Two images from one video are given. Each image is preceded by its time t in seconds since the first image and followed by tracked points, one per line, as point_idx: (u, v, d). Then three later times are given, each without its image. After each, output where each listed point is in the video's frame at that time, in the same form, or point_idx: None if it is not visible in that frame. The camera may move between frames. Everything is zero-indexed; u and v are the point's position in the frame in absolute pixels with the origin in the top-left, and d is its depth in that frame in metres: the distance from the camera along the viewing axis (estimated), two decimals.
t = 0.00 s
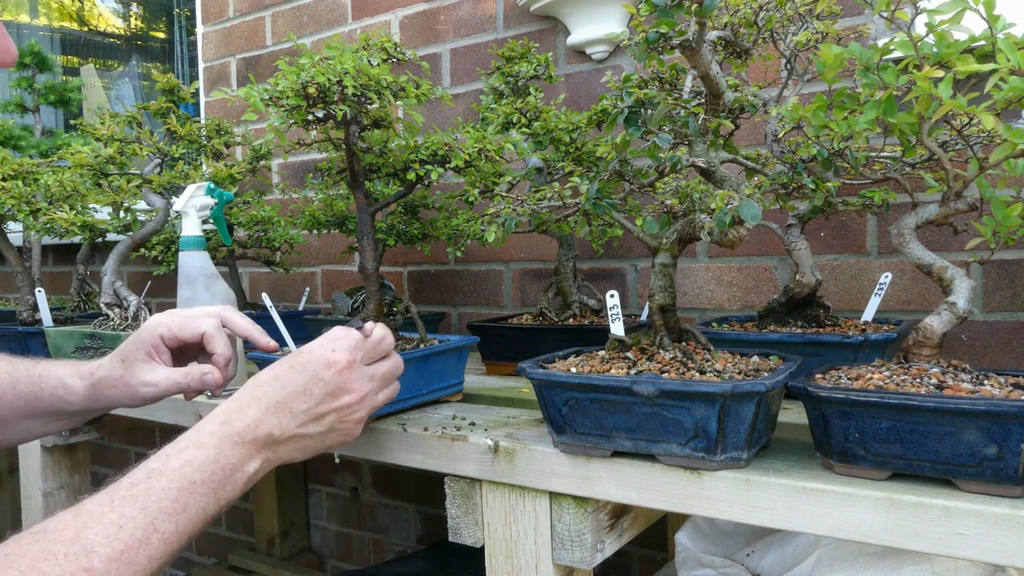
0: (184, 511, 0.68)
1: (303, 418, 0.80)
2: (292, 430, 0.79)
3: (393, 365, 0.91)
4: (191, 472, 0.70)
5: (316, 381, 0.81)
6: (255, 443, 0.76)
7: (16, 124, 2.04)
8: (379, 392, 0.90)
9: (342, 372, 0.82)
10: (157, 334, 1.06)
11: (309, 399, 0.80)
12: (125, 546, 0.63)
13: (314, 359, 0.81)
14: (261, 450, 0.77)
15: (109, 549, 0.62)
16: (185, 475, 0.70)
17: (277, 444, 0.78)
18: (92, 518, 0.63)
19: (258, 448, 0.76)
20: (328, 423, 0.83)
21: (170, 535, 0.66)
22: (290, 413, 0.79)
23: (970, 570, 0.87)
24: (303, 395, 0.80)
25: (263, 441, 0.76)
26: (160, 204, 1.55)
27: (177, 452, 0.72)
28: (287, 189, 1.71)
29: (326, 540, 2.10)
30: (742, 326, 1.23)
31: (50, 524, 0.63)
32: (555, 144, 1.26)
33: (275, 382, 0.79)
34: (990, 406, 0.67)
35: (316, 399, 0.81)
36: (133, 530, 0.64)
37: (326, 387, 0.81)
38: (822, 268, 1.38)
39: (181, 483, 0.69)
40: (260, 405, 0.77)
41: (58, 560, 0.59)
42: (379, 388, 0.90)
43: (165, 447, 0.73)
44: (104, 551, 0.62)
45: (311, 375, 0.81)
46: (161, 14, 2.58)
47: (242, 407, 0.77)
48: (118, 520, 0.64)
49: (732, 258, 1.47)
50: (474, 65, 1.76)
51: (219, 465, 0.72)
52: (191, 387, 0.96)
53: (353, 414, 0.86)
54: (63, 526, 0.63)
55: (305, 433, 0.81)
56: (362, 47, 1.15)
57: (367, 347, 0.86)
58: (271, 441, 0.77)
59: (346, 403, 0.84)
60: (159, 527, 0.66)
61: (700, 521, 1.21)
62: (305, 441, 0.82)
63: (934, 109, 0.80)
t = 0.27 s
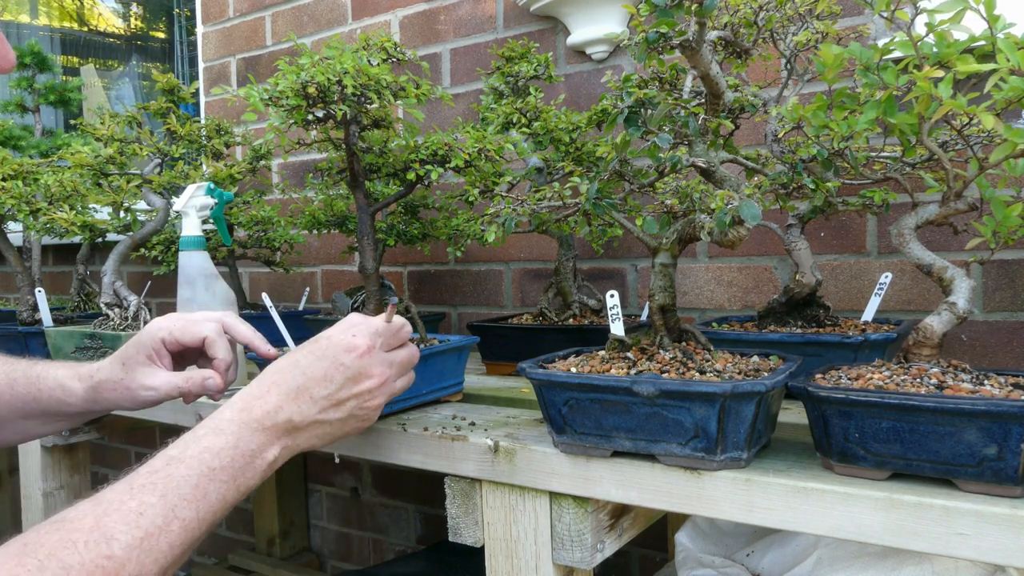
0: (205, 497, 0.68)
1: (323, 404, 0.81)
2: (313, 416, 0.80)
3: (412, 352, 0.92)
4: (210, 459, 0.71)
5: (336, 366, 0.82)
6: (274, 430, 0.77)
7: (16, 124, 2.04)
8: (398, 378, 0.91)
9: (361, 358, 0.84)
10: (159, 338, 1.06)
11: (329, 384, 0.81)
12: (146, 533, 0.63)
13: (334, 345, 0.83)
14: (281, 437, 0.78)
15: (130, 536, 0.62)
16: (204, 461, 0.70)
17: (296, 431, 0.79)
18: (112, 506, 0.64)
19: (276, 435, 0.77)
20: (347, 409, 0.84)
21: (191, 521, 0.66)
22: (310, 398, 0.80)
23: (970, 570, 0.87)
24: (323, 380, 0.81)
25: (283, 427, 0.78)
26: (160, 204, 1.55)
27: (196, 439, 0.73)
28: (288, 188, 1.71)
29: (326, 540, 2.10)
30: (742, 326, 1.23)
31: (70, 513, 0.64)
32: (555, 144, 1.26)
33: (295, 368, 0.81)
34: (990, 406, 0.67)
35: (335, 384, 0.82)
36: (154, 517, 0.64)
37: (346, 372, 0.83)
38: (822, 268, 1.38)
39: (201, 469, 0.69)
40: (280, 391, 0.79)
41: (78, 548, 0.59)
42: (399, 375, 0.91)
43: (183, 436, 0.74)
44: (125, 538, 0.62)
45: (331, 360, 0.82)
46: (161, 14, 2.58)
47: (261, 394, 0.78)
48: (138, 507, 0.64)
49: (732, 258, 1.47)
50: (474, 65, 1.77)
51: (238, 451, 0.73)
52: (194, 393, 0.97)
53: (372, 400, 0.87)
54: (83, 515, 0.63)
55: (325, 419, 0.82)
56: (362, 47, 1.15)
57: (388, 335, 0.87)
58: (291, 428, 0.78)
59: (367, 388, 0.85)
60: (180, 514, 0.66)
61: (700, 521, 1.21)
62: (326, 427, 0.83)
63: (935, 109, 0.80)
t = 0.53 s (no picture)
0: (212, 505, 0.68)
1: (335, 414, 0.81)
2: (323, 426, 0.80)
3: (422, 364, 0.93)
4: (220, 466, 0.70)
5: (352, 378, 0.83)
6: (285, 439, 0.77)
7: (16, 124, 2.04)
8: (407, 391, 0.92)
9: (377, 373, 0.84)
10: (181, 327, 1.07)
11: (342, 396, 0.82)
12: (153, 540, 0.63)
13: (351, 359, 0.83)
14: (290, 445, 0.78)
15: (136, 541, 0.62)
16: (214, 469, 0.70)
17: (305, 439, 0.80)
18: (119, 511, 0.63)
19: (286, 443, 0.77)
20: (357, 420, 0.85)
21: (197, 528, 0.66)
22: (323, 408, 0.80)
23: (970, 570, 0.87)
24: (338, 392, 0.81)
25: (294, 436, 0.78)
26: (160, 204, 1.55)
27: (207, 444, 0.72)
28: (288, 189, 1.71)
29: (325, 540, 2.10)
30: (742, 326, 1.23)
31: (77, 516, 0.63)
32: (555, 144, 1.26)
33: (310, 377, 0.81)
34: (991, 406, 0.67)
35: (348, 397, 0.82)
36: (161, 523, 0.64)
37: (361, 386, 0.83)
38: (822, 268, 1.38)
39: (210, 477, 0.69)
40: (294, 400, 0.79)
41: (86, 553, 0.59)
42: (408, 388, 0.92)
43: (194, 440, 0.73)
44: (131, 543, 0.62)
45: (347, 371, 0.83)
46: (161, 13, 2.58)
47: (275, 401, 0.78)
48: (146, 513, 0.64)
49: (732, 258, 1.47)
50: (474, 65, 1.77)
51: (248, 459, 0.73)
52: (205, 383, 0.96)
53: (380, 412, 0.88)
54: (90, 519, 0.63)
55: (335, 429, 0.82)
56: (362, 47, 1.15)
57: (404, 350, 0.87)
58: (302, 436, 0.79)
59: (379, 401, 0.86)
60: (186, 520, 0.66)
61: (700, 521, 1.21)
62: (334, 436, 0.83)
63: (934, 109, 0.80)
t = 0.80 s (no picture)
0: (210, 510, 0.68)
1: (336, 420, 0.81)
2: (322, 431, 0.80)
3: (425, 369, 0.93)
4: (219, 471, 0.70)
5: (352, 385, 0.82)
6: (284, 443, 0.77)
7: (16, 124, 2.04)
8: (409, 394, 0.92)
9: (379, 378, 0.84)
10: (204, 337, 1.06)
11: (343, 402, 0.82)
12: (149, 545, 0.63)
13: (351, 364, 0.83)
14: (289, 449, 0.78)
15: (132, 545, 0.62)
16: (212, 474, 0.70)
17: (305, 444, 0.80)
18: (116, 515, 0.63)
19: (285, 448, 0.77)
20: (358, 425, 0.85)
21: (194, 533, 0.66)
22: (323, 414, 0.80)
23: (970, 570, 0.87)
24: (339, 398, 0.81)
25: (294, 441, 0.78)
26: (160, 204, 1.55)
27: (207, 448, 0.72)
28: (287, 189, 1.71)
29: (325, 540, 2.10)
30: (742, 326, 1.23)
31: (73, 521, 0.63)
32: (555, 144, 1.26)
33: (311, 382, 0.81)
34: (991, 406, 0.67)
35: (349, 402, 0.82)
36: (158, 528, 0.64)
37: (362, 392, 0.83)
38: (822, 268, 1.38)
39: (208, 482, 0.69)
40: (295, 405, 0.79)
41: (81, 557, 0.59)
42: (410, 391, 0.92)
43: (193, 443, 0.73)
44: (127, 548, 0.62)
45: (348, 378, 0.82)
46: (161, 14, 2.58)
47: (274, 406, 0.78)
48: (142, 517, 0.64)
49: (732, 258, 1.48)
50: (474, 65, 1.77)
51: (247, 464, 0.73)
52: (225, 394, 0.95)
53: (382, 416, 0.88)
54: (87, 523, 0.63)
55: (335, 433, 0.82)
56: (362, 47, 1.15)
57: (405, 354, 0.87)
58: (303, 441, 0.79)
59: (380, 407, 0.86)
60: (183, 526, 0.66)
61: (701, 521, 1.21)
62: (334, 441, 0.83)
63: (934, 109, 0.80)
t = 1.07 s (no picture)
0: (213, 506, 0.68)
1: (337, 417, 0.81)
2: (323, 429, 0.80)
3: (424, 365, 0.93)
4: (222, 468, 0.70)
5: (353, 381, 0.83)
6: (286, 441, 0.77)
7: (16, 124, 2.04)
8: (408, 391, 0.92)
9: (379, 373, 0.84)
10: (178, 339, 1.06)
11: (344, 398, 0.82)
12: (153, 540, 0.63)
13: (352, 360, 0.83)
14: (291, 447, 0.78)
15: (136, 541, 0.62)
16: (216, 470, 0.70)
17: (307, 440, 0.80)
18: (120, 511, 0.63)
19: (287, 445, 0.77)
20: (359, 422, 0.85)
21: (198, 529, 0.66)
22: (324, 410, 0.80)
23: (970, 570, 0.87)
24: (340, 394, 0.81)
25: (295, 439, 0.78)
26: (160, 204, 1.55)
27: (209, 445, 0.72)
28: (287, 188, 1.71)
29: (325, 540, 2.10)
30: (742, 326, 1.23)
31: (78, 516, 0.63)
32: (555, 144, 1.26)
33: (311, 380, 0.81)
34: (991, 406, 0.67)
35: (350, 398, 0.83)
36: (162, 523, 0.64)
37: (363, 387, 0.83)
38: (822, 268, 1.38)
39: (212, 478, 0.69)
40: (295, 404, 0.78)
41: (86, 553, 0.59)
42: (409, 387, 0.92)
43: (195, 441, 0.73)
44: (131, 544, 0.62)
45: (348, 374, 0.83)
46: (161, 13, 2.58)
47: (275, 404, 0.78)
48: (147, 513, 0.64)
49: (732, 258, 1.47)
50: (474, 65, 1.77)
51: (250, 461, 0.73)
52: (205, 391, 0.96)
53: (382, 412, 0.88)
54: (91, 519, 0.63)
55: (336, 431, 0.82)
56: (362, 47, 1.15)
57: (406, 350, 0.87)
58: (304, 439, 0.79)
59: (380, 403, 0.86)
60: (187, 522, 0.66)
61: (701, 521, 1.21)
62: (334, 440, 0.83)
63: (934, 109, 0.80)
